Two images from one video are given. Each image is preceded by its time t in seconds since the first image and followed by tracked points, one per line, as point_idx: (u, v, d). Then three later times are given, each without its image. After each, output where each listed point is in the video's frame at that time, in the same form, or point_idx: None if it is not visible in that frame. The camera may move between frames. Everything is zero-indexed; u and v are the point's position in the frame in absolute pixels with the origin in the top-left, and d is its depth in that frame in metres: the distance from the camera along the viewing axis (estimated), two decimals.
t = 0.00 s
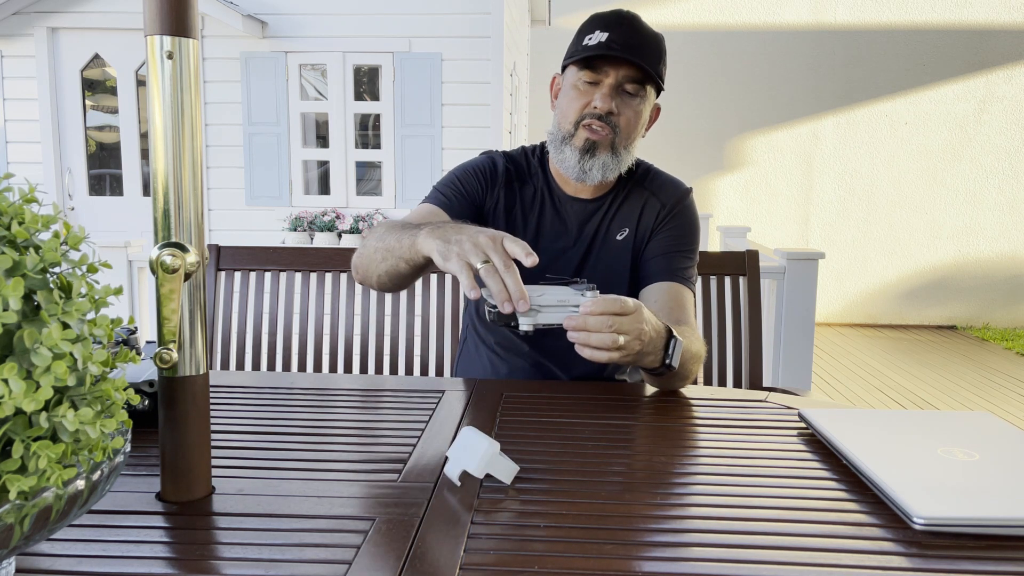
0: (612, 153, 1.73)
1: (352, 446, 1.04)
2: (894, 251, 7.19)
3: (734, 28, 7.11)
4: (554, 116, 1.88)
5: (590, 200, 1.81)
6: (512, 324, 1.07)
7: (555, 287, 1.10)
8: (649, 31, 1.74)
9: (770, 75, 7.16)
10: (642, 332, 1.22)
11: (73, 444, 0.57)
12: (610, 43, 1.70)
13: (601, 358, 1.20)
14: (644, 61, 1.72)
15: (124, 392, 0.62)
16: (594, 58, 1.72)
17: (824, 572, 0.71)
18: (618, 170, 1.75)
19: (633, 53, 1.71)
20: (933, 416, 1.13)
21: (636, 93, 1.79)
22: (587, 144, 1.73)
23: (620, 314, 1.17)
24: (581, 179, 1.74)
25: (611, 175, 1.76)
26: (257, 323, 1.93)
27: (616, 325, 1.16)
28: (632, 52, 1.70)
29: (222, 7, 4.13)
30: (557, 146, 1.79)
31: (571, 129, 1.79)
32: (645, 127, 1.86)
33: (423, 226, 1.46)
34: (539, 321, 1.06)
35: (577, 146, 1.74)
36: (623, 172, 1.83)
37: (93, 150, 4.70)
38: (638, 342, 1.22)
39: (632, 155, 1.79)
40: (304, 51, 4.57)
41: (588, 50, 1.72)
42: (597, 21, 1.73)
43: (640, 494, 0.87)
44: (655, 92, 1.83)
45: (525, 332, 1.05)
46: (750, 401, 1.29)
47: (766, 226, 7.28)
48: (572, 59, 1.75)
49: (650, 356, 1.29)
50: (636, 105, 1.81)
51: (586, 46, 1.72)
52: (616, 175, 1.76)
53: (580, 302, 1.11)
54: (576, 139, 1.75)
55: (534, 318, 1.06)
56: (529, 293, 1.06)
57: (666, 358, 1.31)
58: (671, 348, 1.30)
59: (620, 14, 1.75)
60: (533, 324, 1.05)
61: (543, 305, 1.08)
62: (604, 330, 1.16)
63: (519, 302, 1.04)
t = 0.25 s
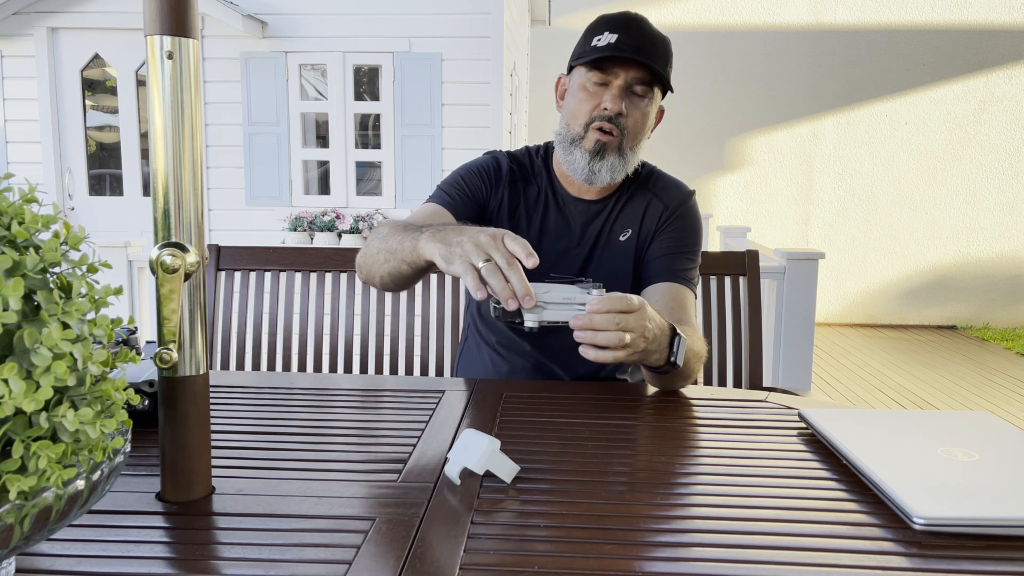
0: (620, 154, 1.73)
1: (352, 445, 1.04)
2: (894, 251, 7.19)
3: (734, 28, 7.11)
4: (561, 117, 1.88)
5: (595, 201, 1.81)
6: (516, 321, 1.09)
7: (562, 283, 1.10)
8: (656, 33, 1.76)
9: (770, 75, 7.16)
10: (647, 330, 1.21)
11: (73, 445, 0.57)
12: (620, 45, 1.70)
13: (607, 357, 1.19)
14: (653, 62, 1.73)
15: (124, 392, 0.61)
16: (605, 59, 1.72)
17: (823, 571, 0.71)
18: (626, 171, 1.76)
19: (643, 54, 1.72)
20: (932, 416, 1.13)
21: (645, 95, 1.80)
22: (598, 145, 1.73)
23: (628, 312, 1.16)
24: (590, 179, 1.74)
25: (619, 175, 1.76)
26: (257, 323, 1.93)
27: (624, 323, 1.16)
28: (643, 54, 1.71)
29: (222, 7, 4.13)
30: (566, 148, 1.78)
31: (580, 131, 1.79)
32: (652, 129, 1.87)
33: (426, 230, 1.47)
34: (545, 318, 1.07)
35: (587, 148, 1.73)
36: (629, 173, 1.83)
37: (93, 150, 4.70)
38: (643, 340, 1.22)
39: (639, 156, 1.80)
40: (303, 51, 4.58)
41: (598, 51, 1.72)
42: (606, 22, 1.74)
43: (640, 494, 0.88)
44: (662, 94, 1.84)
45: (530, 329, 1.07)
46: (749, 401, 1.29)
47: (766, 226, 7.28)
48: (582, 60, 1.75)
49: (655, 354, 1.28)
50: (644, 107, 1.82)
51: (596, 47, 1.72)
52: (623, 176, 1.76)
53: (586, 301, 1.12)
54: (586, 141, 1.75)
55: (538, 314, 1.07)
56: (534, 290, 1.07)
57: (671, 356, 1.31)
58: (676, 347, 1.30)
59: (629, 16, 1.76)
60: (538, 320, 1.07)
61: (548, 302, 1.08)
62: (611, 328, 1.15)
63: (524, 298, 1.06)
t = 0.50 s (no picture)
0: (623, 153, 1.73)
1: (352, 445, 1.04)
2: (894, 251, 7.19)
3: (734, 28, 7.11)
4: (564, 117, 1.88)
5: (595, 202, 1.81)
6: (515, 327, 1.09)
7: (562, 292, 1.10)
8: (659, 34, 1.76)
9: (770, 75, 7.16)
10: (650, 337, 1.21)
11: (73, 444, 0.57)
12: (624, 44, 1.71)
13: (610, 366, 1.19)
14: (657, 61, 1.73)
15: (124, 391, 0.61)
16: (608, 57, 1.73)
17: (823, 572, 0.71)
18: (629, 170, 1.75)
19: (647, 53, 1.72)
20: (932, 415, 1.13)
21: (648, 94, 1.80)
22: (602, 144, 1.72)
23: (628, 321, 1.16)
24: (594, 177, 1.73)
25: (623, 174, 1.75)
26: (257, 323, 1.93)
27: (625, 332, 1.16)
28: (647, 53, 1.72)
29: (223, 7, 4.13)
30: (569, 146, 1.77)
31: (583, 130, 1.79)
32: (654, 129, 1.87)
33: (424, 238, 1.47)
34: (543, 326, 1.07)
35: (590, 146, 1.73)
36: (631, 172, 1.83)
37: (93, 150, 4.70)
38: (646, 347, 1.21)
39: (641, 155, 1.80)
40: (303, 51, 4.58)
41: (602, 50, 1.72)
42: (609, 22, 1.75)
43: (640, 494, 0.88)
44: (664, 94, 1.84)
45: (529, 337, 1.07)
46: (749, 401, 1.29)
47: (766, 226, 7.29)
48: (586, 60, 1.75)
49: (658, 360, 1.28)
50: (646, 107, 1.82)
51: (599, 46, 1.72)
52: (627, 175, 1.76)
53: (587, 311, 1.12)
54: (590, 140, 1.75)
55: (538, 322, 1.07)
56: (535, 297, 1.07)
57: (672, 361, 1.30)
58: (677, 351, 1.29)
59: (632, 15, 1.77)
60: (537, 328, 1.06)
61: (548, 310, 1.08)
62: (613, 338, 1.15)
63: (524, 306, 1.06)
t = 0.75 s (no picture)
0: (621, 153, 1.73)
1: (352, 445, 1.04)
2: (894, 251, 7.18)
3: (734, 28, 7.11)
4: (561, 117, 1.88)
5: (594, 202, 1.82)
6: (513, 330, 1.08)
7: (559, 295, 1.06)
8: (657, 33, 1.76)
9: (770, 75, 7.15)
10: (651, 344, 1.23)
11: (73, 445, 0.57)
12: (621, 45, 1.71)
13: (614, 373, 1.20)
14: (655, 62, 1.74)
15: (124, 392, 0.61)
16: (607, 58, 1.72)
17: (823, 572, 0.71)
18: (627, 171, 1.76)
19: (645, 54, 1.72)
20: (932, 416, 1.13)
21: (646, 94, 1.80)
22: (599, 144, 1.73)
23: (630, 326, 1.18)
24: (592, 178, 1.73)
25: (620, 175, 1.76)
26: (257, 323, 1.93)
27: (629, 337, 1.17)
28: (645, 53, 1.72)
29: (222, 7, 4.13)
30: (566, 147, 1.77)
31: (580, 131, 1.79)
32: (651, 129, 1.87)
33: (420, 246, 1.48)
34: (540, 329, 1.05)
35: (588, 146, 1.73)
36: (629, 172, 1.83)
37: (93, 150, 4.70)
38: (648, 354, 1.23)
39: (638, 156, 1.80)
40: (303, 51, 4.58)
41: (600, 51, 1.72)
42: (606, 22, 1.74)
43: (640, 494, 0.88)
44: (661, 94, 1.84)
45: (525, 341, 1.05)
46: (750, 401, 1.29)
47: (766, 226, 7.29)
48: (582, 60, 1.75)
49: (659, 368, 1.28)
50: (644, 107, 1.82)
51: (596, 47, 1.72)
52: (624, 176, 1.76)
53: (584, 312, 1.07)
54: (587, 140, 1.75)
55: (534, 326, 1.05)
56: (530, 301, 1.06)
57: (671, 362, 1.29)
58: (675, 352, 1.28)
59: (630, 14, 1.76)
60: (532, 332, 1.05)
61: (544, 314, 1.06)
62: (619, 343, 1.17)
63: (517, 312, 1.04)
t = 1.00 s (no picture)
0: (614, 152, 1.73)
1: (352, 445, 1.04)
2: (894, 251, 7.18)
3: (734, 28, 7.11)
4: (555, 116, 1.88)
5: (589, 201, 1.82)
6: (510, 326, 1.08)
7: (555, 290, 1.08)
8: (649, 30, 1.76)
9: (770, 75, 7.15)
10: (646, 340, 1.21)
11: (73, 445, 0.57)
12: (613, 42, 1.70)
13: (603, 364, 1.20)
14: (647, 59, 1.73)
15: (124, 392, 0.61)
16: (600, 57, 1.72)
17: (823, 572, 0.71)
18: (621, 169, 1.76)
19: (637, 51, 1.72)
20: (932, 416, 1.13)
21: (639, 92, 1.80)
22: (592, 144, 1.73)
23: (626, 322, 1.17)
24: (585, 178, 1.73)
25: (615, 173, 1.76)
26: (257, 323, 1.93)
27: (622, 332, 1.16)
28: (636, 50, 1.71)
29: (222, 7, 4.13)
30: (560, 147, 1.77)
31: (574, 130, 1.79)
32: (646, 126, 1.87)
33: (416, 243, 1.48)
34: (537, 324, 1.05)
35: (582, 146, 1.73)
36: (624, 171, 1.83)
37: (93, 150, 4.70)
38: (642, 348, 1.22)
39: (633, 154, 1.80)
40: (303, 51, 4.58)
41: (592, 50, 1.72)
42: (597, 21, 1.74)
43: (640, 494, 0.88)
44: (655, 91, 1.84)
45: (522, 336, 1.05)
46: (750, 401, 1.29)
47: (766, 226, 7.28)
48: (575, 59, 1.75)
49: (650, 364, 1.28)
50: (637, 105, 1.81)
51: (589, 45, 1.72)
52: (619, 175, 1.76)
53: (581, 307, 1.09)
54: (581, 140, 1.75)
55: (532, 321, 1.05)
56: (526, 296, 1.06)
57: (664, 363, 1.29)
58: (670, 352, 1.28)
59: (621, 12, 1.76)
60: (530, 327, 1.05)
61: (541, 308, 1.06)
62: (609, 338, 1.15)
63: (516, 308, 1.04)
